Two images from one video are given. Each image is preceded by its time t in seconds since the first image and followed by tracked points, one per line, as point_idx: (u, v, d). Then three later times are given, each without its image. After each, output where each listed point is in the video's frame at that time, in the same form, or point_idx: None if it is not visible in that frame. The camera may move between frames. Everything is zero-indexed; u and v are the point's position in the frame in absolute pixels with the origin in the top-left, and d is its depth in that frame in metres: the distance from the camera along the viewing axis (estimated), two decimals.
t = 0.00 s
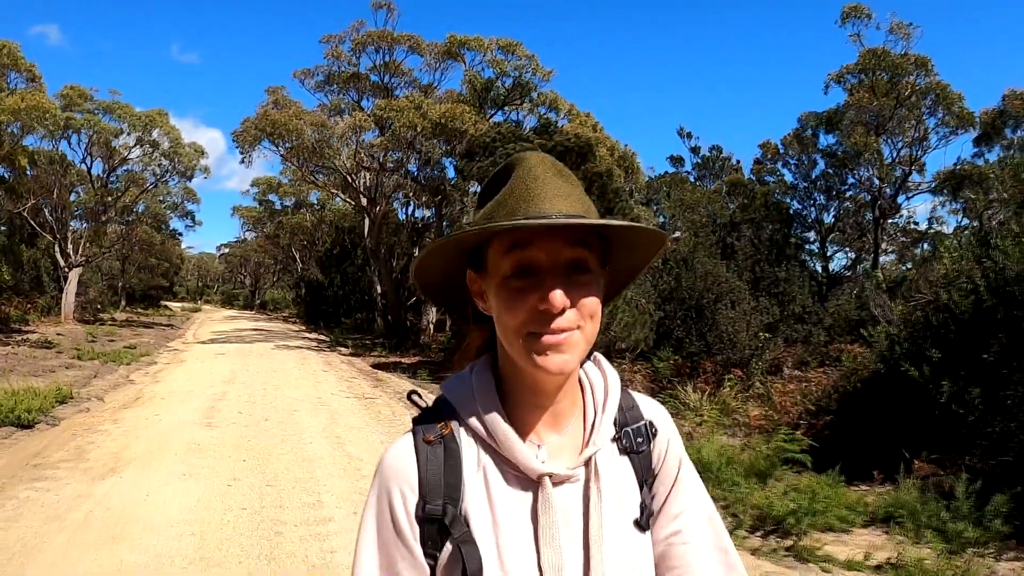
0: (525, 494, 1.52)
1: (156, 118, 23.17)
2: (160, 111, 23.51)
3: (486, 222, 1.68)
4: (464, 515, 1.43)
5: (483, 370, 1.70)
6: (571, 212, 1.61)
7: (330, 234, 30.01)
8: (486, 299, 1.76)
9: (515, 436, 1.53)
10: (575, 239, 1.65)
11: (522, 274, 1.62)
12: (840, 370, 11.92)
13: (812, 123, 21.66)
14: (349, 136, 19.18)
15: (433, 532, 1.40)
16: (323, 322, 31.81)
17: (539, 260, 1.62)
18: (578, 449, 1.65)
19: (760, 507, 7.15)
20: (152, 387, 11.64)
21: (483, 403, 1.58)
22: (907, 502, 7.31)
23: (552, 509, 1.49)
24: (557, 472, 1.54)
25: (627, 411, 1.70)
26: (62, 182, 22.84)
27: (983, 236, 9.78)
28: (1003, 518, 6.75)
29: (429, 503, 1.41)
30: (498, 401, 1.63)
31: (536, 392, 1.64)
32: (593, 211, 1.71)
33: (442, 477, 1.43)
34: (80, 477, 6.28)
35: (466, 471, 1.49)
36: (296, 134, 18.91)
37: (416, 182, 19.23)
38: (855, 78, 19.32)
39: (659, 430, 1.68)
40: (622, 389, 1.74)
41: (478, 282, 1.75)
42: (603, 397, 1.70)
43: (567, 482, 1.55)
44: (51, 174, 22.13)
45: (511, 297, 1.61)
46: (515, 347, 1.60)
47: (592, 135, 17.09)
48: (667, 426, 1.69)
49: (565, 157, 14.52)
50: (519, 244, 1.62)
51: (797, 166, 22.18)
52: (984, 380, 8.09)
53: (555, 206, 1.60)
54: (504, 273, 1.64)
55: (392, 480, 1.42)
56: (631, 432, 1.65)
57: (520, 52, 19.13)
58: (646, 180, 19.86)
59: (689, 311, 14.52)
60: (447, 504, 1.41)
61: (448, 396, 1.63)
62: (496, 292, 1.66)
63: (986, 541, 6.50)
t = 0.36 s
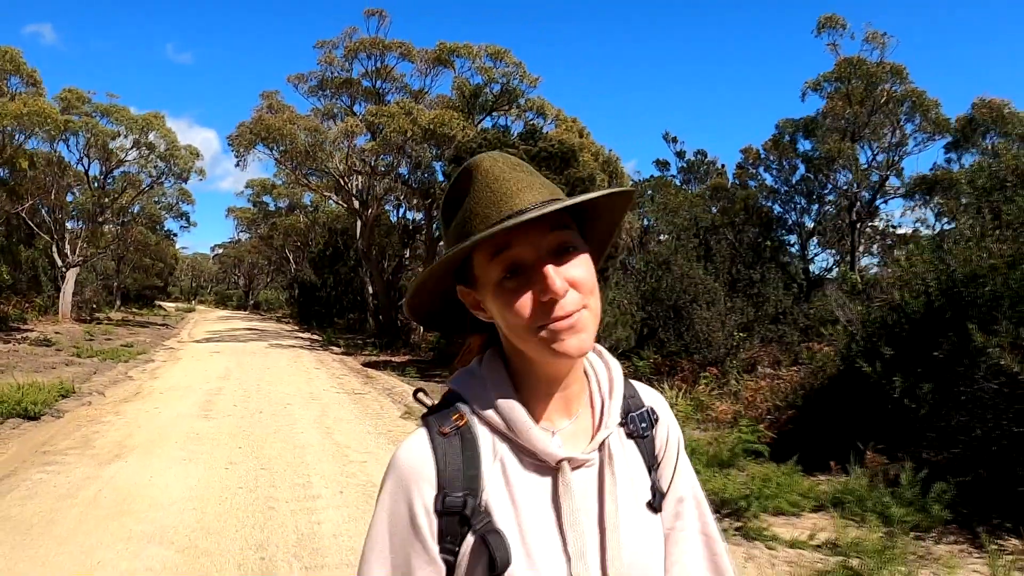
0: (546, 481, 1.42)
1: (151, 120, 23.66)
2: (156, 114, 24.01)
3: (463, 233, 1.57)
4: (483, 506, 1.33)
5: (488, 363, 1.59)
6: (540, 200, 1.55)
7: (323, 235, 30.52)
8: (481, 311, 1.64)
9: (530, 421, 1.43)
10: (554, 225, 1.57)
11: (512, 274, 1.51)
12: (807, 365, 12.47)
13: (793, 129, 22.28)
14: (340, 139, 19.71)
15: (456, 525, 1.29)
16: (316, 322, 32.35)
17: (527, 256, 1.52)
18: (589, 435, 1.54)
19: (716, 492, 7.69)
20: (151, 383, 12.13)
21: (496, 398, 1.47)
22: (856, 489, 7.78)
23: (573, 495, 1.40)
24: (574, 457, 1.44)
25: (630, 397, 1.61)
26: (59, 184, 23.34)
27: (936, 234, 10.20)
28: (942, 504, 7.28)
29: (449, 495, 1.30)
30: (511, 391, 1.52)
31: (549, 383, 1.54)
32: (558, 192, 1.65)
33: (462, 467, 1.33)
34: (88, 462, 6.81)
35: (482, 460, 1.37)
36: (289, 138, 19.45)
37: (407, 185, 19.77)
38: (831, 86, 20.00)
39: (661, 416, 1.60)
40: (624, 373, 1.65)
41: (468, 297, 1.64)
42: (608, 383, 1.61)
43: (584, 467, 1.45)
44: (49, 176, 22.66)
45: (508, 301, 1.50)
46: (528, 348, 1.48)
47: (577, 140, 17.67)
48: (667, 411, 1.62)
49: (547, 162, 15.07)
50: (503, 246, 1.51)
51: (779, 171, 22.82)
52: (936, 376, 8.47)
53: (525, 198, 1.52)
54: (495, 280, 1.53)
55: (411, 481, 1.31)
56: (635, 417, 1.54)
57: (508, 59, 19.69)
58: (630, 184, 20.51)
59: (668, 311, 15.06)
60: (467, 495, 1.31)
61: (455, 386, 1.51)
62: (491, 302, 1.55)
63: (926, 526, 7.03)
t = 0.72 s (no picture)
0: (547, 499, 1.44)
1: (147, 124, 24.15)
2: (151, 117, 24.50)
3: (491, 250, 1.54)
4: (483, 521, 1.33)
5: (495, 379, 1.57)
6: (577, 230, 1.51)
7: (316, 236, 31.03)
8: (496, 323, 1.62)
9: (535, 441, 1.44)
10: (587, 258, 1.52)
11: (536, 299, 1.48)
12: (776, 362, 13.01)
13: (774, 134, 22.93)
14: (332, 145, 20.27)
15: (455, 537, 1.29)
16: (309, 322, 32.90)
17: (554, 283, 1.48)
18: (589, 455, 1.57)
19: (677, 482, 8.26)
20: (148, 380, 12.67)
21: (502, 417, 1.46)
22: (810, 479, 8.29)
23: (573, 513, 1.43)
24: (574, 476, 1.47)
25: (632, 417, 1.69)
26: (56, 186, 23.84)
27: (895, 237, 10.78)
28: (888, 493, 7.71)
29: (450, 508, 1.30)
30: (520, 410, 1.52)
31: (555, 409, 1.53)
32: (595, 224, 1.61)
33: (465, 481, 1.33)
34: (92, 450, 7.37)
35: (486, 475, 1.37)
36: (282, 143, 19.99)
37: (397, 189, 20.34)
38: (808, 93, 20.61)
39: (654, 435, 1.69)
40: (626, 395, 1.71)
41: (488, 309, 1.61)
42: (612, 406, 1.64)
43: (584, 486, 1.48)
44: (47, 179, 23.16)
45: (526, 325, 1.47)
46: (536, 373, 1.46)
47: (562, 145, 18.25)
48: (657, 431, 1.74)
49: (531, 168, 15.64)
50: (527, 270, 1.47)
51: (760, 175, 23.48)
52: (889, 373, 9.05)
53: (562, 227, 1.48)
54: (517, 300, 1.49)
55: (414, 486, 1.31)
56: (636, 438, 1.62)
57: (495, 66, 20.28)
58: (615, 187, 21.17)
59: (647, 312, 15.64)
60: (468, 509, 1.31)
61: (462, 401, 1.50)
62: (508, 322, 1.52)
63: (871, 514, 7.44)
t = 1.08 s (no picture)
0: (510, 492, 1.45)
1: (143, 128, 24.62)
2: (146, 121, 24.95)
3: (492, 238, 1.54)
4: (449, 511, 1.38)
5: (467, 375, 1.60)
6: (581, 242, 1.53)
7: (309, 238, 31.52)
8: (476, 309, 1.64)
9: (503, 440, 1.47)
10: (586, 272, 1.56)
11: (531, 300, 1.51)
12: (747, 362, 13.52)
13: (754, 140, 23.63)
14: (324, 151, 20.82)
15: (420, 528, 1.35)
16: (303, 323, 33.48)
17: (550, 289, 1.51)
18: (559, 448, 1.57)
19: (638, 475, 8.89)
20: (147, 379, 13.26)
21: (472, 411, 1.49)
22: (766, 471, 8.86)
23: (537, 508, 1.43)
24: (540, 470, 1.47)
25: (607, 410, 1.63)
26: (54, 190, 24.34)
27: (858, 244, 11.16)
28: (834, 485, 8.23)
29: (416, 499, 1.36)
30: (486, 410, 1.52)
31: (527, 406, 1.55)
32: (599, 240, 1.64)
33: (429, 474, 1.38)
34: (94, 442, 7.94)
35: (452, 470, 1.43)
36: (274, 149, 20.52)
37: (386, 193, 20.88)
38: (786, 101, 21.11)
39: (635, 428, 1.62)
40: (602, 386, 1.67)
41: (473, 293, 1.62)
42: (585, 398, 1.61)
43: (549, 480, 1.47)
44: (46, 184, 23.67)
45: (517, 322, 1.49)
46: (516, 369, 1.50)
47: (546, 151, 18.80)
48: (642, 424, 1.66)
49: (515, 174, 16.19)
50: (530, 272, 1.50)
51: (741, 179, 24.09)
52: (845, 373, 9.50)
53: (567, 235, 1.50)
54: (511, 296, 1.52)
55: (382, 477, 1.38)
56: (610, 431, 1.57)
57: (483, 73, 20.85)
58: (599, 192, 21.86)
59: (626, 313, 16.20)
60: (434, 500, 1.36)
61: (435, 399, 1.53)
62: (495, 315, 1.55)
63: (818, 505, 7.94)
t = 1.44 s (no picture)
0: (505, 510, 1.45)
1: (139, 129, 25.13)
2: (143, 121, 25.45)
3: (476, 242, 1.53)
4: (443, 534, 1.35)
5: (454, 388, 1.60)
6: (566, 243, 1.54)
7: (303, 237, 32.09)
8: (459, 316, 1.63)
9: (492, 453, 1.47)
10: (573, 273, 1.55)
11: (518, 304, 1.50)
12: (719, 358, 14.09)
13: (735, 142, 24.28)
14: (316, 153, 21.39)
15: (414, 552, 1.31)
16: (298, 321, 34.09)
17: (538, 291, 1.51)
18: (552, 461, 1.58)
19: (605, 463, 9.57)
20: (144, 373, 13.82)
21: (459, 425, 1.49)
22: (727, 459, 9.49)
23: (533, 523, 1.43)
24: (534, 485, 1.48)
25: (599, 417, 1.64)
26: (52, 190, 24.83)
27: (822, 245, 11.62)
28: (788, 472, 8.83)
29: (409, 524, 1.33)
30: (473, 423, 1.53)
31: (518, 415, 1.55)
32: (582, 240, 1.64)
33: (421, 496, 1.36)
34: (94, 430, 8.50)
35: (444, 491, 1.42)
36: (268, 151, 21.06)
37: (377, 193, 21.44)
38: (766, 105, 21.69)
39: (629, 435, 1.63)
40: (591, 394, 1.69)
41: (456, 300, 1.61)
42: (573, 408, 1.62)
43: (544, 494, 1.49)
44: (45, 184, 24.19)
45: (504, 327, 1.49)
46: (506, 376, 1.50)
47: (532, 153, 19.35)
48: (636, 429, 1.65)
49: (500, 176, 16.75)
50: (514, 275, 1.49)
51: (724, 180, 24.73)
52: (806, 367, 9.96)
53: (549, 234, 1.50)
54: (497, 302, 1.52)
55: (373, 506, 1.34)
56: (601, 439, 1.59)
57: (471, 76, 21.39)
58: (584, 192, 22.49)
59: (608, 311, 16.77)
60: (427, 523, 1.34)
61: (421, 419, 1.53)
62: (480, 318, 1.55)
63: (775, 490, 8.51)
